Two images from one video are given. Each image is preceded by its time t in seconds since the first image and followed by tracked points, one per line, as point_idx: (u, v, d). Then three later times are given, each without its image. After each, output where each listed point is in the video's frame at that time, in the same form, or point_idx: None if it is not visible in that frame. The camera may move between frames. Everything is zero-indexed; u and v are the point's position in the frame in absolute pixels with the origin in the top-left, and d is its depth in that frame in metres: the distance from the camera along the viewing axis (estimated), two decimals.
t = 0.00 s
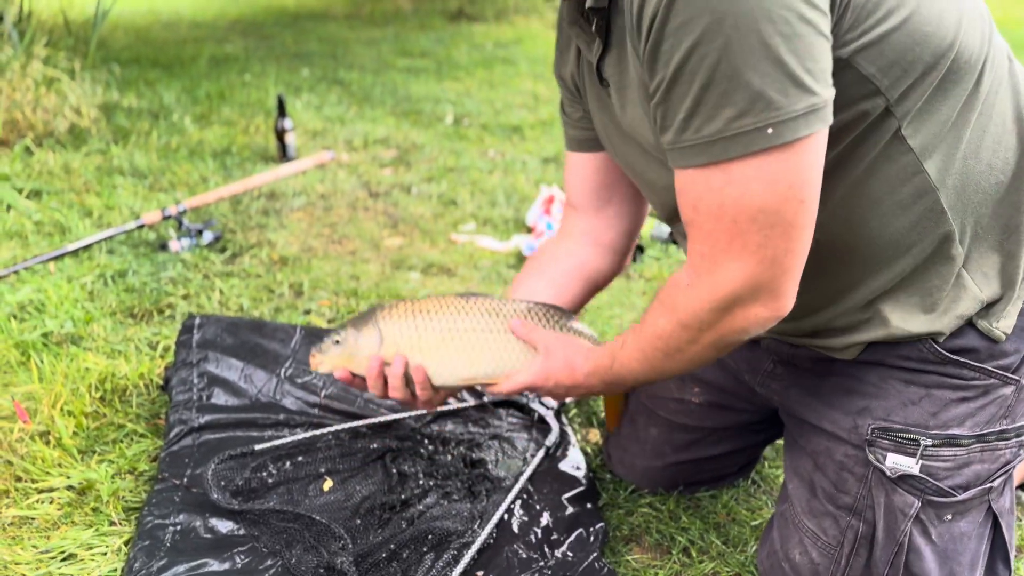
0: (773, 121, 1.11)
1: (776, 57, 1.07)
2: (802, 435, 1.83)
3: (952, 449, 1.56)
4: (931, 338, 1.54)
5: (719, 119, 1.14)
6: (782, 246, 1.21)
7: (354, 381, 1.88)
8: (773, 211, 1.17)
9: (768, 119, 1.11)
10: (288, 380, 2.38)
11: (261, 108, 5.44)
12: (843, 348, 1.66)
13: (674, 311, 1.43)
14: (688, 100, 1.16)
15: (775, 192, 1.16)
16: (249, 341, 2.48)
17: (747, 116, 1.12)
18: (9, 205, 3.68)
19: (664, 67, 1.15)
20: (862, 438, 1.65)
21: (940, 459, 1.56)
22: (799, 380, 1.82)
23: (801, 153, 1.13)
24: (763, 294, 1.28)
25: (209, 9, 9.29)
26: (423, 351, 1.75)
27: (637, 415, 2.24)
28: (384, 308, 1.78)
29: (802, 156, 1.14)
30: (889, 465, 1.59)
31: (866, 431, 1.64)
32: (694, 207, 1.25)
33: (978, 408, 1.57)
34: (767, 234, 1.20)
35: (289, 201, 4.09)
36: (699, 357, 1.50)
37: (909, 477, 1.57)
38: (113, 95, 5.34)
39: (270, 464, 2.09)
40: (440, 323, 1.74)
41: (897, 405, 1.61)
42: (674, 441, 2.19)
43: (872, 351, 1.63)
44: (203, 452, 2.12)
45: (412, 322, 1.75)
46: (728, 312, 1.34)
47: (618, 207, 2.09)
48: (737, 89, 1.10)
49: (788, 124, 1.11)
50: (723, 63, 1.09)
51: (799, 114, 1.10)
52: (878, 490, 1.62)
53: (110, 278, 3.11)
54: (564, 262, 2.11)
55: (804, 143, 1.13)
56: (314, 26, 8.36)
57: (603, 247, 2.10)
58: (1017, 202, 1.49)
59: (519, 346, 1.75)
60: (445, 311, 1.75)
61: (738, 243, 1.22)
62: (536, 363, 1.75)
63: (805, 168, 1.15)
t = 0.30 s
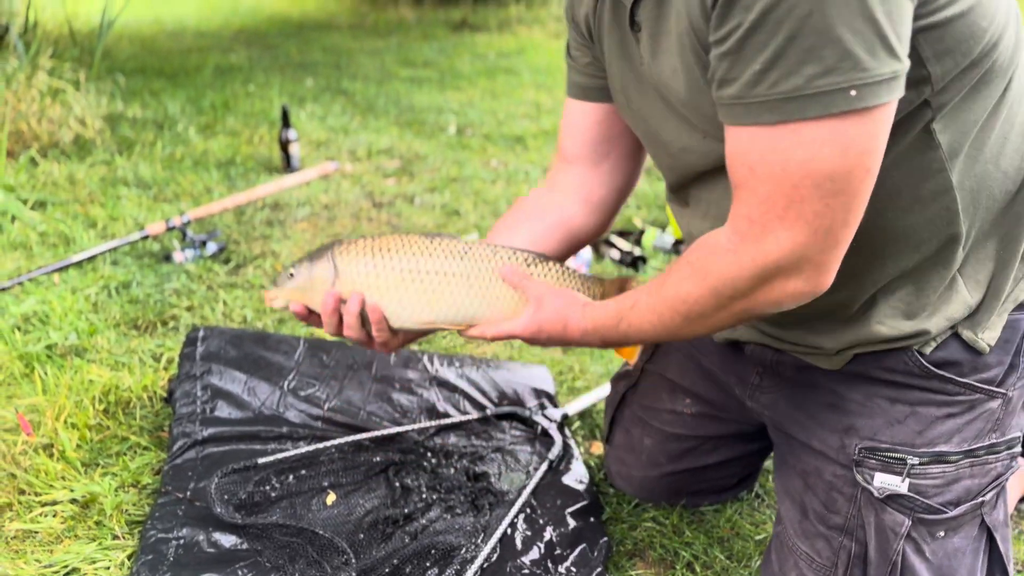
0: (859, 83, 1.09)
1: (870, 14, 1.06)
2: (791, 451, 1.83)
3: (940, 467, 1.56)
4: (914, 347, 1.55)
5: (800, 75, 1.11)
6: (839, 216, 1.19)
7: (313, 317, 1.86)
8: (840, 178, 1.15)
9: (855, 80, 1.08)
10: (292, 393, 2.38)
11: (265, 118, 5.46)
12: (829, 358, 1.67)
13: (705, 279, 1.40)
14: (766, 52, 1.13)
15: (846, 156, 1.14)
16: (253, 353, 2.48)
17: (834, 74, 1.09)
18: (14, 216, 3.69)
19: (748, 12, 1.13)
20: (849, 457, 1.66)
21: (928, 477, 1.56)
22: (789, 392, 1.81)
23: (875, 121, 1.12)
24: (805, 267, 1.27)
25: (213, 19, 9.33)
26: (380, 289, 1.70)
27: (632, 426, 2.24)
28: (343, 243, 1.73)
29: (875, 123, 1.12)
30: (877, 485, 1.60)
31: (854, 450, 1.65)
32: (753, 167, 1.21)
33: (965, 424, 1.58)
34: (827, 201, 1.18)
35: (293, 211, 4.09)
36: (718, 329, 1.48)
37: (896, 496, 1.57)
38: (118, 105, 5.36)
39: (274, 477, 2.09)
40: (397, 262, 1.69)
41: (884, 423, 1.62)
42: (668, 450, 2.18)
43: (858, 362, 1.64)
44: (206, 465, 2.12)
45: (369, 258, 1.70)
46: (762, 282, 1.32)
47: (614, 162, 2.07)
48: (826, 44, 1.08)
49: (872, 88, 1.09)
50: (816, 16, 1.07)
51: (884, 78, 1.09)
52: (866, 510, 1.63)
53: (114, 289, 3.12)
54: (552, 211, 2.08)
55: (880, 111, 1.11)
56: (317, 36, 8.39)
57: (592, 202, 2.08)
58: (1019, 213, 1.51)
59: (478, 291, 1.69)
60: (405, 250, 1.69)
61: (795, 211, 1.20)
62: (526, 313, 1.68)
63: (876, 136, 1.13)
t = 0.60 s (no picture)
0: (929, 70, 1.07)
1: None
2: (796, 475, 1.84)
3: (946, 490, 1.57)
4: (916, 367, 1.54)
5: (869, 57, 1.09)
6: (889, 208, 1.19)
7: (302, 272, 1.88)
8: (896, 170, 1.14)
9: (926, 66, 1.07)
10: (300, 410, 2.38)
11: (270, 131, 5.47)
12: (829, 379, 1.68)
13: (740, 258, 1.40)
14: (838, 27, 1.11)
15: (906, 149, 1.13)
16: (261, 370, 2.48)
17: (904, 58, 1.07)
18: (21, 230, 3.70)
19: None
20: (853, 483, 1.67)
21: (934, 501, 1.56)
22: (792, 414, 1.82)
23: (937, 117, 1.11)
24: (846, 257, 1.27)
25: (218, 31, 9.36)
26: (376, 244, 1.72)
27: (638, 445, 2.24)
28: (340, 197, 1.76)
29: (938, 119, 1.11)
30: (882, 512, 1.60)
31: (859, 477, 1.65)
32: (808, 151, 1.20)
33: (969, 445, 1.57)
34: (880, 193, 1.17)
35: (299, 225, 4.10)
36: (745, 310, 1.49)
37: (902, 522, 1.58)
38: (124, 117, 5.38)
39: (282, 496, 2.08)
40: (394, 217, 1.72)
41: (887, 449, 1.62)
42: (675, 469, 2.18)
43: (859, 384, 1.64)
44: (214, 482, 2.12)
45: (367, 212, 1.72)
46: (799, 268, 1.33)
47: (631, 140, 2.04)
48: (900, 27, 1.06)
49: (942, 76, 1.07)
50: None
51: (954, 68, 1.08)
52: (873, 536, 1.63)
53: (121, 303, 3.12)
54: (563, 186, 2.08)
55: (946, 103, 1.10)
56: (321, 48, 8.42)
57: (604, 181, 2.08)
58: None
59: (472, 250, 1.73)
60: (402, 206, 1.73)
61: (846, 199, 1.20)
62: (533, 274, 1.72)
63: (936, 131, 1.12)
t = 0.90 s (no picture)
0: (987, 52, 1.08)
1: None
2: (790, 496, 1.83)
3: (940, 510, 1.57)
4: (906, 386, 1.55)
5: (928, 33, 1.10)
6: (923, 194, 1.19)
7: (297, 252, 1.84)
8: (940, 153, 1.15)
9: (984, 48, 1.08)
10: (307, 428, 2.38)
11: (277, 145, 5.50)
12: (821, 399, 1.65)
13: (763, 228, 1.39)
14: None
15: (951, 132, 1.13)
16: (268, 388, 2.48)
17: (965, 37, 1.08)
18: (29, 245, 3.71)
19: None
20: (847, 506, 1.67)
21: (929, 522, 1.57)
22: (784, 434, 1.79)
23: (985, 104, 1.12)
24: (872, 239, 1.27)
25: (224, 45, 9.41)
26: (378, 221, 1.70)
27: (630, 467, 2.22)
28: (337, 173, 1.73)
29: (986, 104, 1.12)
30: (878, 534, 1.61)
31: (852, 499, 1.66)
32: (854, 125, 1.19)
33: (961, 464, 1.58)
34: (919, 176, 1.17)
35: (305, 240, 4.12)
36: (755, 279, 1.48)
37: (898, 544, 1.59)
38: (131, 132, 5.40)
39: (290, 514, 2.08)
40: (395, 193, 1.70)
41: (880, 472, 1.62)
42: (668, 488, 2.16)
43: (852, 403, 1.62)
44: (221, 501, 2.12)
45: (367, 190, 1.70)
46: (821, 245, 1.32)
47: (639, 123, 2.04)
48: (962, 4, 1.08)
49: (998, 60, 1.09)
50: None
51: (1010, 53, 1.09)
52: (870, 559, 1.64)
53: (129, 319, 3.13)
54: (569, 165, 2.05)
55: (995, 92, 1.12)
56: (327, 61, 8.47)
57: (606, 161, 2.06)
58: None
59: (476, 222, 1.72)
60: (403, 180, 1.71)
61: (882, 178, 1.20)
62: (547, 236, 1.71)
63: (983, 118, 1.13)
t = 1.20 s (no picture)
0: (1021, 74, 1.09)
1: None
2: (790, 511, 1.85)
3: (940, 525, 1.57)
4: (903, 399, 1.54)
5: (967, 49, 1.10)
6: (940, 207, 1.20)
7: (283, 224, 1.82)
8: (963, 169, 1.15)
9: (1018, 70, 1.09)
10: (315, 442, 2.39)
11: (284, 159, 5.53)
12: (819, 412, 1.66)
13: (777, 225, 1.39)
14: (944, 12, 1.10)
15: (976, 149, 1.14)
16: (277, 402, 2.49)
17: (1003, 57, 1.09)
18: (39, 259, 3.74)
19: None
20: (847, 522, 1.69)
21: (929, 537, 1.58)
22: (784, 448, 1.80)
23: (1010, 124, 1.13)
24: (884, 248, 1.28)
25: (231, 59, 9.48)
26: (369, 194, 1.68)
27: (638, 479, 2.22)
28: (325, 142, 1.70)
29: (1011, 125, 1.13)
30: (877, 550, 1.62)
31: (852, 515, 1.67)
32: (881, 134, 1.19)
33: (959, 478, 1.58)
34: (939, 191, 1.18)
35: (312, 253, 4.15)
36: (762, 275, 1.49)
37: (898, 559, 1.59)
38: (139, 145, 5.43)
39: (298, 528, 2.09)
40: (386, 166, 1.69)
41: (878, 487, 1.63)
42: (676, 501, 2.15)
43: (849, 417, 1.63)
44: (229, 515, 2.12)
45: (358, 161, 1.68)
46: (833, 247, 1.33)
47: (644, 108, 1.95)
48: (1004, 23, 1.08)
49: None
50: None
51: None
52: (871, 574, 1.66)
53: (137, 333, 3.15)
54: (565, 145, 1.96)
55: None
56: (334, 75, 8.52)
57: (604, 142, 1.96)
58: None
59: (467, 196, 1.72)
60: (393, 152, 1.70)
61: (902, 189, 1.20)
62: (547, 213, 1.69)
63: (1006, 137, 1.14)
